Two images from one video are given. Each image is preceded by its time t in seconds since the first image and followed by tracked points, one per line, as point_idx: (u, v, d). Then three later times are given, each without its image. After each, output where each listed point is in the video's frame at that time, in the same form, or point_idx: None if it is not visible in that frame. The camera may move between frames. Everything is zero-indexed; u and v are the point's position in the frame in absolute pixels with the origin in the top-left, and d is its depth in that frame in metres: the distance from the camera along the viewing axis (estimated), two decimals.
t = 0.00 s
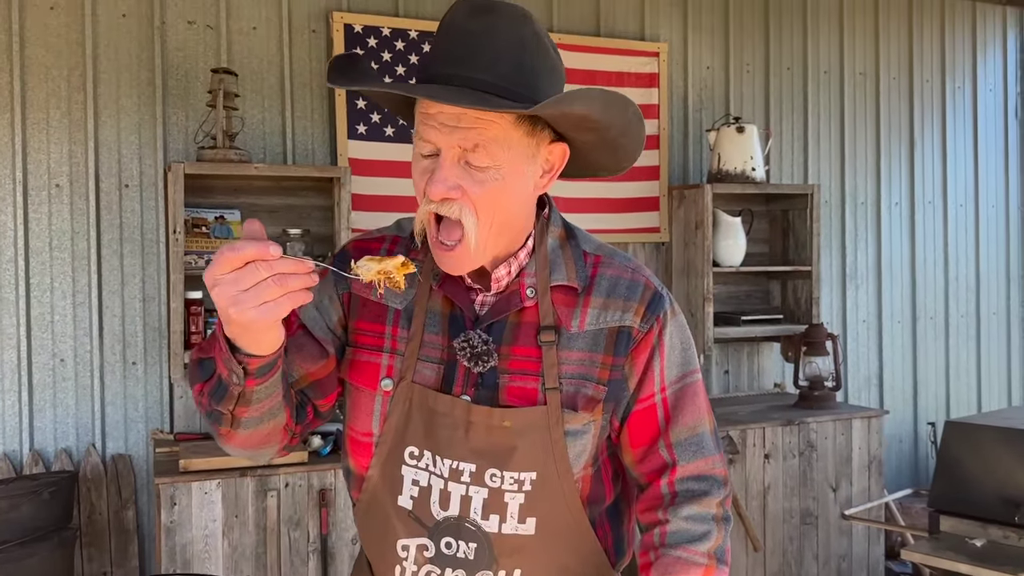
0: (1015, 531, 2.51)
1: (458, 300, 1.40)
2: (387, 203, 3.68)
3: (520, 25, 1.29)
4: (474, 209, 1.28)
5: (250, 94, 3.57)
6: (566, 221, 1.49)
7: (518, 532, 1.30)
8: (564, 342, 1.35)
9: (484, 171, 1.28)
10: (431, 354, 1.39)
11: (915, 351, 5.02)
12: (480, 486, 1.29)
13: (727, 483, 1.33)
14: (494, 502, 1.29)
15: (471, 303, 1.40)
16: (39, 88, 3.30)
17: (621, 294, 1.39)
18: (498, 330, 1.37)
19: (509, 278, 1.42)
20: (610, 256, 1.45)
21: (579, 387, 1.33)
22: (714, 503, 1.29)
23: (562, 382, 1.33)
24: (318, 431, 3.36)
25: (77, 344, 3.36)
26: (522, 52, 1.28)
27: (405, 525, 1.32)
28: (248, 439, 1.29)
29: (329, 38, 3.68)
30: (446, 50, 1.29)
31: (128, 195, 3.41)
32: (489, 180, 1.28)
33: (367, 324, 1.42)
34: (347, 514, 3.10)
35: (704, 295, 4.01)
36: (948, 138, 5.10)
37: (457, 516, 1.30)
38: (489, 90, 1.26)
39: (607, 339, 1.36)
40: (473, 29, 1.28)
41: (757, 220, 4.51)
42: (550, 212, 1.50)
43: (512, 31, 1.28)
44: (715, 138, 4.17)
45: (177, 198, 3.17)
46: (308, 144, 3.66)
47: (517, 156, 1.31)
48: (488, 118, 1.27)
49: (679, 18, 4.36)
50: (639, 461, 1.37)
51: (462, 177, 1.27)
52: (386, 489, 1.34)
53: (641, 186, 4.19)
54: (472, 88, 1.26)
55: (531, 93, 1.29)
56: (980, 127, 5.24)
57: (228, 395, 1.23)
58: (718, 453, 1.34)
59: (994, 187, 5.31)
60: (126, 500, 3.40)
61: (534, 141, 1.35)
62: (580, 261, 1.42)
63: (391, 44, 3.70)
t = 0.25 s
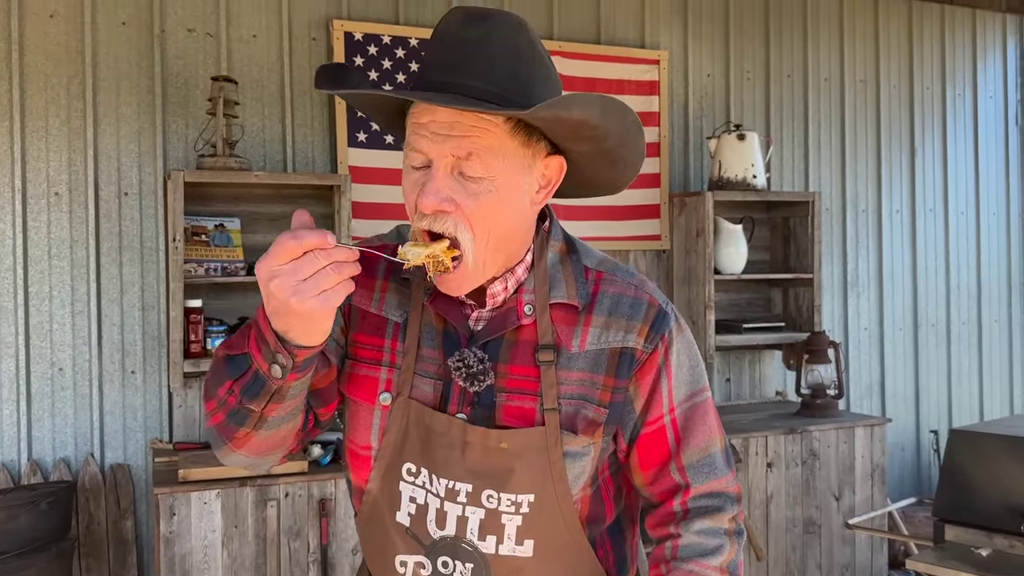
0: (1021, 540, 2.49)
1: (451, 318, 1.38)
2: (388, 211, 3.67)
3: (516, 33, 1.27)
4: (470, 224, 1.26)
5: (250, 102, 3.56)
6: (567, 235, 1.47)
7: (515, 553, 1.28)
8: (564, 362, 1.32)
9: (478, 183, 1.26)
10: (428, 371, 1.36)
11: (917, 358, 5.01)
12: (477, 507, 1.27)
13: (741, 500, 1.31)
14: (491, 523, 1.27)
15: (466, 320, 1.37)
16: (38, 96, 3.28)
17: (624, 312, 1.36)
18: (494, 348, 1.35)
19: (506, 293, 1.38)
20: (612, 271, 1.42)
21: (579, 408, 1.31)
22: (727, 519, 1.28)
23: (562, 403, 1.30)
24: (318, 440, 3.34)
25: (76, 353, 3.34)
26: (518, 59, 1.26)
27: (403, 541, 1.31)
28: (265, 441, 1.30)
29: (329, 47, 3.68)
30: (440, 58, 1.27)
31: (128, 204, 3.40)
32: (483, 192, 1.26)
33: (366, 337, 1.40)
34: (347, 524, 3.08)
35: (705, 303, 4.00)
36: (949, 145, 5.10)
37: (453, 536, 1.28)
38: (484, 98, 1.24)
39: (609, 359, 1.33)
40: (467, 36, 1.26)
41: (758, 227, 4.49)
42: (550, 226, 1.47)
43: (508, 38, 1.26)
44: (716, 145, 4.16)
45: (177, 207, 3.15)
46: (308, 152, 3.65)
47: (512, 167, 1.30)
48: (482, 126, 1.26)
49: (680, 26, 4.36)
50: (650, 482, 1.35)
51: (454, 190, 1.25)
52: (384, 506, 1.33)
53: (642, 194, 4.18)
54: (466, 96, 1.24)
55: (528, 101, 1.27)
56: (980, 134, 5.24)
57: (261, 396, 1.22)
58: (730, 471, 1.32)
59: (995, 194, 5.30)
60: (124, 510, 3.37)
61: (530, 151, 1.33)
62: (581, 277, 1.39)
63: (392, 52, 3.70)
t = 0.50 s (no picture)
0: None
1: (450, 328, 1.36)
2: (389, 217, 3.67)
3: (516, 45, 1.25)
4: (465, 238, 1.26)
5: (251, 108, 3.56)
6: (569, 243, 1.45)
7: (516, 565, 1.27)
8: (565, 374, 1.30)
9: (473, 199, 1.25)
10: (428, 380, 1.35)
11: (919, 365, 5.00)
12: (477, 519, 1.26)
13: (750, 510, 1.31)
14: (491, 535, 1.26)
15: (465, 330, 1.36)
16: (39, 102, 3.28)
17: (629, 324, 1.33)
18: (494, 359, 1.33)
19: (507, 303, 1.37)
20: (616, 281, 1.39)
21: (581, 421, 1.29)
22: (736, 528, 1.27)
23: (563, 415, 1.28)
24: (319, 447, 3.32)
25: (76, 360, 3.33)
26: (516, 72, 1.25)
27: (403, 553, 1.30)
28: (275, 443, 1.29)
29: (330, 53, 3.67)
30: (437, 69, 1.26)
31: (128, 210, 3.39)
32: (477, 207, 1.26)
33: (368, 344, 1.40)
34: (348, 532, 3.07)
35: (706, 309, 3.99)
36: (950, 151, 5.10)
37: (454, 547, 1.27)
38: (481, 111, 1.23)
39: (612, 371, 1.31)
40: (466, 47, 1.25)
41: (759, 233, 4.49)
42: (553, 235, 1.45)
43: (506, 50, 1.25)
44: (717, 151, 4.16)
45: (177, 213, 3.15)
46: (309, 158, 3.65)
47: (507, 182, 1.28)
48: (477, 140, 1.25)
49: (680, 32, 4.36)
50: (660, 495, 1.34)
51: (448, 203, 1.24)
52: (385, 516, 1.32)
53: (643, 199, 4.18)
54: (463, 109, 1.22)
55: (526, 114, 1.26)
56: (981, 139, 5.23)
57: (277, 395, 1.22)
58: (739, 482, 1.31)
59: (996, 200, 5.29)
60: (124, 517, 3.36)
61: (527, 167, 1.32)
62: (583, 287, 1.37)
63: (393, 58, 3.70)
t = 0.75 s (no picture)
0: None
1: (449, 334, 1.36)
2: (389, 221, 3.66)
3: (501, 62, 1.20)
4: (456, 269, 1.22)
5: (251, 111, 3.56)
6: (568, 246, 1.43)
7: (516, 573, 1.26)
8: (565, 380, 1.29)
9: (469, 224, 1.22)
10: (426, 386, 1.35)
11: (920, 368, 4.98)
12: (477, 526, 1.25)
13: (752, 513, 1.30)
14: (491, 543, 1.26)
15: (464, 336, 1.35)
16: (39, 106, 3.28)
17: (629, 328, 1.32)
18: (493, 364, 1.33)
19: (505, 310, 1.35)
20: (616, 284, 1.38)
21: (582, 427, 1.28)
22: (738, 533, 1.27)
23: (563, 422, 1.27)
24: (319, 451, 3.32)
25: (76, 363, 3.33)
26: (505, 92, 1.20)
27: (403, 561, 1.30)
28: (281, 454, 1.28)
29: (330, 56, 3.67)
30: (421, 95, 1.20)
31: (129, 214, 3.39)
32: (473, 233, 1.22)
33: (365, 350, 1.40)
34: (348, 536, 3.06)
35: (707, 313, 3.98)
36: (952, 154, 5.09)
37: (453, 556, 1.26)
38: (473, 140, 1.19)
39: (612, 376, 1.30)
40: (448, 69, 1.19)
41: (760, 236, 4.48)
42: (551, 238, 1.43)
43: (491, 69, 1.19)
44: (718, 155, 4.15)
45: (177, 217, 3.15)
46: (309, 162, 3.65)
47: (503, 199, 1.24)
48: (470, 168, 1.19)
49: (681, 35, 4.36)
50: (660, 498, 1.33)
51: (445, 232, 1.21)
52: (385, 524, 1.32)
53: (644, 203, 4.18)
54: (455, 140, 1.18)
55: (519, 137, 1.22)
56: (982, 143, 5.23)
57: (284, 411, 1.22)
58: (740, 486, 1.30)
59: (997, 203, 5.29)
60: (124, 521, 3.35)
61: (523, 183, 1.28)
62: (582, 291, 1.35)
63: (393, 61, 3.70)
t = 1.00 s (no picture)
0: None
1: (450, 339, 1.36)
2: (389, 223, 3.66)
3: (471, 91, 1.08)
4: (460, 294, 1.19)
5: (251, 112, 3.56)
6: (568, 248, 1.41)
7: None
8: (565, 384, 1.29)
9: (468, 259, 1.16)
10: (425, 391, 1.35)
11: (922, 370, 4.98)
12: (478, 531, 1.25)
13: (754, 516, 1.29)
14: (493, 548, 1.25)
15: (464, 340, 1.35)
16: (40, 107, 3.28)
17: (629, 331, 1.31)
18: (494, 368, 1.32)
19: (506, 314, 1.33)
20: (616, 287, 1.36)
21: (583, 431, 1.27)
22: (740, 536, 1.26)
23: (564, 427, 1.27)
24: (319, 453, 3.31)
25: (76, 365, 3.32)
26: (482, 121, 1.09)
27: (405, 565, 1.30)
28: (280, 476, 1.30)
29: (331, 58, 3.67)
30: (393, 142, 1.10)
31: (129, 215, 3.39)
32: (472, 263, 1.17)
33: (362, 356, 1.40)
34: (348, 538, 3.05)
35: (709, 315, 3.98)
36: (953, 155, 5.08)
37: (455, 560, 1.26)
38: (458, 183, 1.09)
39: (613, 378, 1.29)
40: (416, 109, 1.08)
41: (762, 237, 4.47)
42: (550, 240, 1.42)
43: (463, 101, 1.08)
44: (719, 156, 4.15)
45: (178, 219, 3.14)
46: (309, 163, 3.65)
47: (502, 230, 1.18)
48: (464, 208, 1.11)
49: (682, 36, 4.36)
50: (660, 501, 1.32)
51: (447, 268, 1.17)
52: (387, 528, 1.32)
53: (644, 205, 4.17)
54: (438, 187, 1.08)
55: (507, 167, 1.12)
56: (984, 144, 5.22)
57: (273, 443, 1.23)
58: (742, 489, 1.28)
59: (999, 205, 5.28)
60: (124, 523, 3.35)
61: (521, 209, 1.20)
62: (582, 294, 1.34)
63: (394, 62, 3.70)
